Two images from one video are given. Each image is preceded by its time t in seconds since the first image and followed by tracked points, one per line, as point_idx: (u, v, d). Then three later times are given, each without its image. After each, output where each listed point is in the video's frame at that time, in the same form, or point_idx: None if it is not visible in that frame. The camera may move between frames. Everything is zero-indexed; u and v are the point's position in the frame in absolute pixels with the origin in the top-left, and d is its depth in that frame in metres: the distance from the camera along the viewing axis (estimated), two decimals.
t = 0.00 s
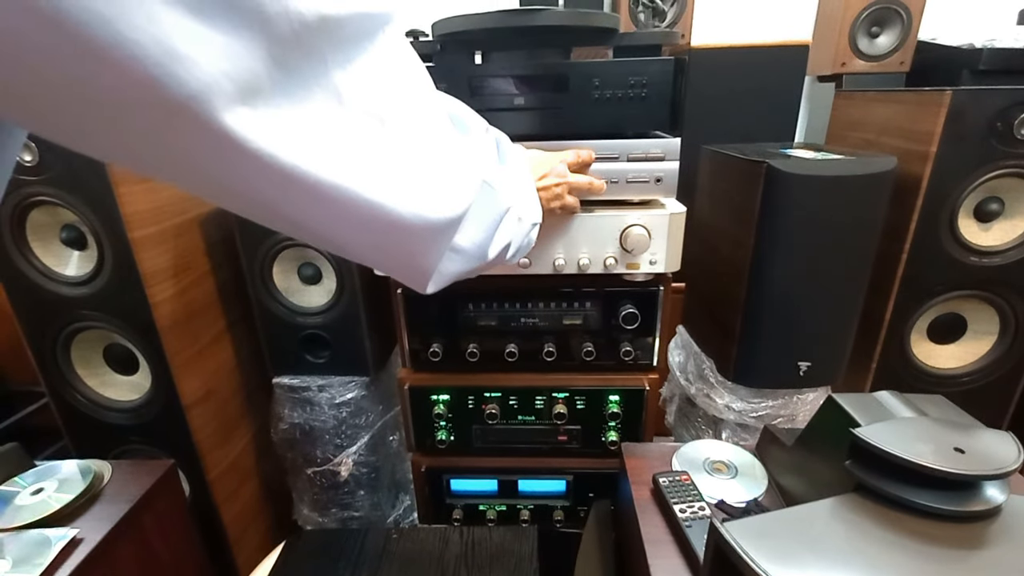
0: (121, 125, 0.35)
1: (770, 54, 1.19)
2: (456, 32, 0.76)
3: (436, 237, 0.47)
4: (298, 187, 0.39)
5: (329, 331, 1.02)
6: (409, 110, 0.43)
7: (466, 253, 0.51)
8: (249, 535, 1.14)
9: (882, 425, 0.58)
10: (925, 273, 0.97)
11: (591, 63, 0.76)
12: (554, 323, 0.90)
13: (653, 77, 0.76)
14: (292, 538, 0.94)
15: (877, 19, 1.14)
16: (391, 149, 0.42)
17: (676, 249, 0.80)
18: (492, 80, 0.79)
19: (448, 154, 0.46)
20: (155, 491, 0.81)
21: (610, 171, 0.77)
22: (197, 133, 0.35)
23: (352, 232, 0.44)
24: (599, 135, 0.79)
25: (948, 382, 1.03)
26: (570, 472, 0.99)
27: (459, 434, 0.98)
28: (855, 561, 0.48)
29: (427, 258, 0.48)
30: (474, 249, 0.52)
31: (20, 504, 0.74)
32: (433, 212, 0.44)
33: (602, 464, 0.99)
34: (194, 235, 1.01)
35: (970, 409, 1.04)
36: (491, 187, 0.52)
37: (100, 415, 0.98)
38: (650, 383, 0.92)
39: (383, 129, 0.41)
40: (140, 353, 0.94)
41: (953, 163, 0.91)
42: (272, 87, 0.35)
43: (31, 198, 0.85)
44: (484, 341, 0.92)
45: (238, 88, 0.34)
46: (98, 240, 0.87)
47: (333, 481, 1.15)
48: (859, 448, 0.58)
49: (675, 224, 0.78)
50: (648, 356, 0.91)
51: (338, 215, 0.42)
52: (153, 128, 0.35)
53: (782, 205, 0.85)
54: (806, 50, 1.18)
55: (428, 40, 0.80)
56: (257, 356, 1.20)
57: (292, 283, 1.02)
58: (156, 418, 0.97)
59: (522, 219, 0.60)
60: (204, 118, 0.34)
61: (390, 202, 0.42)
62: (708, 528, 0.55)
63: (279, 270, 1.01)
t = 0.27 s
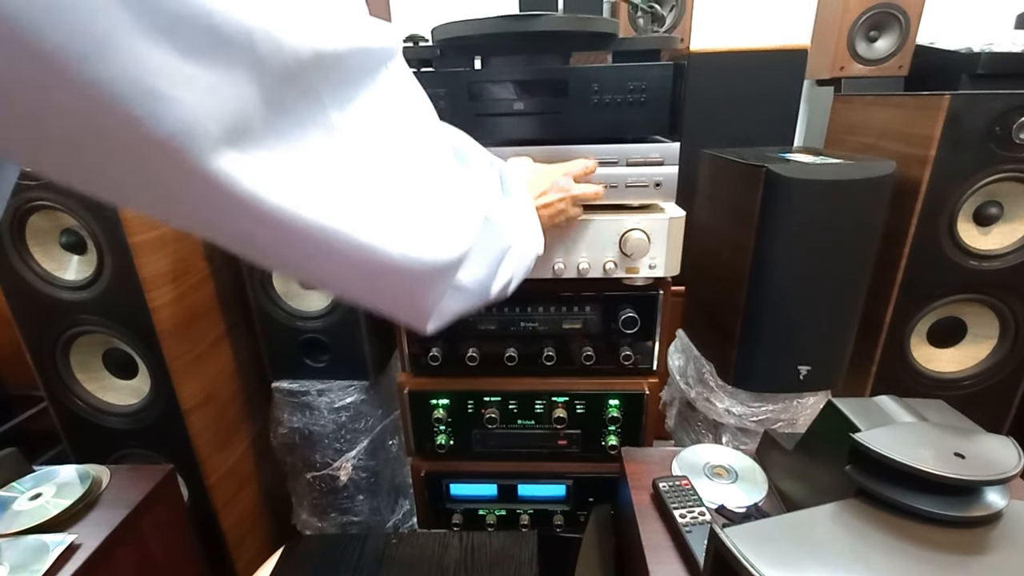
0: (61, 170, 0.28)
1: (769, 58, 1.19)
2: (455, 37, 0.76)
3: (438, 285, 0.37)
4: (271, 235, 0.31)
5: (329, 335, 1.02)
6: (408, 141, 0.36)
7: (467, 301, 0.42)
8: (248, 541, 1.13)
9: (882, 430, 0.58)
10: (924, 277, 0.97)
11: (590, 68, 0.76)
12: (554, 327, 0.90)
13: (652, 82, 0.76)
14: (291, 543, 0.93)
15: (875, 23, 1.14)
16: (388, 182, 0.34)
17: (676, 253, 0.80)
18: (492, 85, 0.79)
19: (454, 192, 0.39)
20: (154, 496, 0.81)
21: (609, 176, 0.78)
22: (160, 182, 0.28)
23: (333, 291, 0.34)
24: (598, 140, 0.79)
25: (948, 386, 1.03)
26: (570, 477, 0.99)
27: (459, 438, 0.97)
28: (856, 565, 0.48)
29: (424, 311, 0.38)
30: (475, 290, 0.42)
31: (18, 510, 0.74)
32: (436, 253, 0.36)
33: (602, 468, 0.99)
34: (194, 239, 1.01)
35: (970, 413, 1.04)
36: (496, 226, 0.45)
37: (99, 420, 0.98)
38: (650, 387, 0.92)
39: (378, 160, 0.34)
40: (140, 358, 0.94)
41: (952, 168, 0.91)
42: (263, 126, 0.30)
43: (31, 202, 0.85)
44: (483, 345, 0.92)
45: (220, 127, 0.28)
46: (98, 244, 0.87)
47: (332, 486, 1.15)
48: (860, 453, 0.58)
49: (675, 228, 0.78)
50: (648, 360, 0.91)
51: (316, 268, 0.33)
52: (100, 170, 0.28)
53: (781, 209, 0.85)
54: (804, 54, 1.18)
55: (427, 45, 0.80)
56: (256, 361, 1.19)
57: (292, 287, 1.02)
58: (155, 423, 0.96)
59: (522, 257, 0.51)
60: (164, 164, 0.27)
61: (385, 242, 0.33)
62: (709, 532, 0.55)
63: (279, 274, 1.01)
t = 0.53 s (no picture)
0: (20, 244, 0.29)
1: (767, 61, 1.19)
2: (454, 40, 0.76)
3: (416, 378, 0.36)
4: (237, 331, 0.30)
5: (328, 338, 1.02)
6: (394, 239, 0.35)
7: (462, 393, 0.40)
8: (246, 544, 1.12)
9: (881, 433, 0.58)
10: (923, 279, 0.97)
11: (588, 70, 0.76)
12: (552, 329, 0.90)
13: (650, 84, 0.76)
14: (288, 546, 0.93)
15: (873, 26, 1.13)
16: (366, 270, 0.33)
17: (674, 255, 0.81)
18: (491, 88, 0.79)
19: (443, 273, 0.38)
20: (152, 499, 0.81)
21: (607, 178, 0.78)
22: (111, 264, 0.28)
23: (309, 378, 0.34)
24: (596, 142, 0.79)
25: (947, 388, 1.03)
26: (569, 479, 0.99)
27: (457, 441, 0.97)
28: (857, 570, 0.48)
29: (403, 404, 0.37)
30: (472, 378, 0.40)
31: (15, 513, 0.74)
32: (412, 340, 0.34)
33: (601, 471, 0.99)
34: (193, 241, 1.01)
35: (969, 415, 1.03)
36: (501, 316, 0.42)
37: (97, 422, 0.97)
38: (649, 389, 0.92)
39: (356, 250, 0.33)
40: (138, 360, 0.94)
41: (951, 170, 0.91)
42: (215, 200, 0.29)
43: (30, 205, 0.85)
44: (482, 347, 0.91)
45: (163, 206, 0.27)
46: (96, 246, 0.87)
47: (331, 488, 1.15)
48: (858, 456, 0.58)
49: (672, 230, 0.79)
50: (647, 363, 0.91)
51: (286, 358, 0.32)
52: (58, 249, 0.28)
53: (780, 211, 0.85)
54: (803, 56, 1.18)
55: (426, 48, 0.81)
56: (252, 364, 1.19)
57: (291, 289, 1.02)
58: (153, 426, 0.96)
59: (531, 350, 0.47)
60: (111, 242, 0.27)
61: (351, 330, 0.32)
62: (707, 536, 0.55)
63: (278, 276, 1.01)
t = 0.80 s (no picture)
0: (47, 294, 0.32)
1: (766, 62, 1.19)
2: (452, 42, 0.76)
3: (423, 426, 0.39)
4: (248, 379, 0.33)
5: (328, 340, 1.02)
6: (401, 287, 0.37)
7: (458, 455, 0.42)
8: (245, 545, 1.12)
9: (879, 434, 0.58)
10: (922, 280, 0.97)
11: (586, 72, 0.76)
12: (551, 331, 0.89)
13: (649, 85, 0.76)
14: (286, 548, 0.93)
15: (871, 27, 1.12)
16: (384, 327, 0.36)
17: (673, 256, 0.80)
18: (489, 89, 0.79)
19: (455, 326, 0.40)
20: (149, 501, 0.80)
21: (605, 179, 0.78)
22: (126, 312, 0.31)
23: (315, 429, 0.37)
24: (595, 144, 0.79)
25: (946, 389, 1.03)
26: (568, 481, 0.99)
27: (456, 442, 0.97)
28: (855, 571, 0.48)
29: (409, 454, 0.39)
30: (474, 435, 0.42)
31: (12, 515, 0.74)
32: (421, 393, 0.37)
33: (600, 472, 0.98)
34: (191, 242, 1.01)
35: (968, 416, 1.03)
36: (507, 370, 0.44)
37: (95, 424, 0.97)
38: (647, 390, 0.92)
39: (376, 310, 0.35)
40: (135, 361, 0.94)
41: (950, 171, 0.91)
42: (226, 253, 0.31)
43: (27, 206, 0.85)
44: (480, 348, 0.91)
45: (175, 259, 0.30)
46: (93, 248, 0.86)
47: (329, 490, 1.14)
48: (857, 458, 0.58)
49: (672, 231, 0.79)
50: (646, 364, 0.91)
51: (295, 409, 0.35)
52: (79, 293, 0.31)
53: (779, 212, 0.85)
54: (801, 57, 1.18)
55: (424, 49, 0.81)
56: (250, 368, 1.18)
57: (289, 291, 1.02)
58: (151, 427, 0.96)
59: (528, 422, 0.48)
60: (128, 288, 0.30)
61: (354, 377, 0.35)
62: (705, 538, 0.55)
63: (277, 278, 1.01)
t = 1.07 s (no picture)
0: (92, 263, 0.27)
1: (765, 59, 1.19)
2: (450, 38, 0.76)
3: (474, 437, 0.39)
4: (325, 382, 0.31)
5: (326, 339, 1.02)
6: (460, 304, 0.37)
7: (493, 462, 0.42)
8: (243, 544, 1.12)
9: (879, 431, 0.57)
10: (922, 277, 0.96)
11: (585, 68, 0.76)
12: (549, 328, 0.89)
13: (647, 82, 0.75)
14: (284, 546, 0.93)
15: (871, 25, 1.12)
16: (452, 338, 0.35)
17: (671, 253, 0.80)
18: (487, 85, 0.78)
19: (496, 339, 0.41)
20: (146, 499, 0.80)
21: (603, 176, 0.78)
22: (216, 308, 0.28)
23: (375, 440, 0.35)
24: (593, 140, 0.79)
25: (945, 387, 1.03)
26: (567, 479, 0.98)
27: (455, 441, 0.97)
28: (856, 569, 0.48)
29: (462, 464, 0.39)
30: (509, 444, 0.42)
31: (8, 513, 0.74)
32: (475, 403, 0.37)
33: (598, 470, 0.98)
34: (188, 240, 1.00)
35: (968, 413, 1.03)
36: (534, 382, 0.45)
37: (93, 423, 0.97)
38: (646, 388, 0.92)
39: (438, 319, 0.34)
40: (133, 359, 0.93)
41: (950, 168, 0.91)
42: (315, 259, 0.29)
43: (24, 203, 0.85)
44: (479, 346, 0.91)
45: (284, 260, 0.28)
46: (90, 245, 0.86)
47: (328, 488, 1.14)
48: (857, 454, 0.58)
49: (670, 228, 0.79)
50: (645, 362, 0.91)
51: (360, 427, 0.33)
52: (159, 301, 0.28)
53: (778, 209, 0.85)
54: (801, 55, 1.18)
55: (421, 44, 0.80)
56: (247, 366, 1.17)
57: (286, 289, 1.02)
58: (148, 426, 0.95)
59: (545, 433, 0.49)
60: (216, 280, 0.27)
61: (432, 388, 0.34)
62: (704, 535, 0.54)
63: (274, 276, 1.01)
